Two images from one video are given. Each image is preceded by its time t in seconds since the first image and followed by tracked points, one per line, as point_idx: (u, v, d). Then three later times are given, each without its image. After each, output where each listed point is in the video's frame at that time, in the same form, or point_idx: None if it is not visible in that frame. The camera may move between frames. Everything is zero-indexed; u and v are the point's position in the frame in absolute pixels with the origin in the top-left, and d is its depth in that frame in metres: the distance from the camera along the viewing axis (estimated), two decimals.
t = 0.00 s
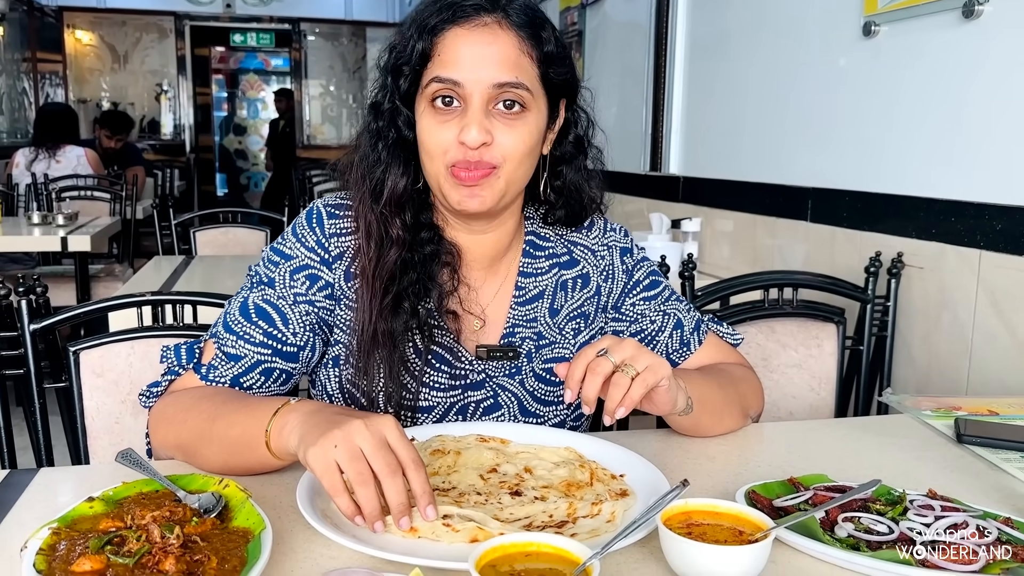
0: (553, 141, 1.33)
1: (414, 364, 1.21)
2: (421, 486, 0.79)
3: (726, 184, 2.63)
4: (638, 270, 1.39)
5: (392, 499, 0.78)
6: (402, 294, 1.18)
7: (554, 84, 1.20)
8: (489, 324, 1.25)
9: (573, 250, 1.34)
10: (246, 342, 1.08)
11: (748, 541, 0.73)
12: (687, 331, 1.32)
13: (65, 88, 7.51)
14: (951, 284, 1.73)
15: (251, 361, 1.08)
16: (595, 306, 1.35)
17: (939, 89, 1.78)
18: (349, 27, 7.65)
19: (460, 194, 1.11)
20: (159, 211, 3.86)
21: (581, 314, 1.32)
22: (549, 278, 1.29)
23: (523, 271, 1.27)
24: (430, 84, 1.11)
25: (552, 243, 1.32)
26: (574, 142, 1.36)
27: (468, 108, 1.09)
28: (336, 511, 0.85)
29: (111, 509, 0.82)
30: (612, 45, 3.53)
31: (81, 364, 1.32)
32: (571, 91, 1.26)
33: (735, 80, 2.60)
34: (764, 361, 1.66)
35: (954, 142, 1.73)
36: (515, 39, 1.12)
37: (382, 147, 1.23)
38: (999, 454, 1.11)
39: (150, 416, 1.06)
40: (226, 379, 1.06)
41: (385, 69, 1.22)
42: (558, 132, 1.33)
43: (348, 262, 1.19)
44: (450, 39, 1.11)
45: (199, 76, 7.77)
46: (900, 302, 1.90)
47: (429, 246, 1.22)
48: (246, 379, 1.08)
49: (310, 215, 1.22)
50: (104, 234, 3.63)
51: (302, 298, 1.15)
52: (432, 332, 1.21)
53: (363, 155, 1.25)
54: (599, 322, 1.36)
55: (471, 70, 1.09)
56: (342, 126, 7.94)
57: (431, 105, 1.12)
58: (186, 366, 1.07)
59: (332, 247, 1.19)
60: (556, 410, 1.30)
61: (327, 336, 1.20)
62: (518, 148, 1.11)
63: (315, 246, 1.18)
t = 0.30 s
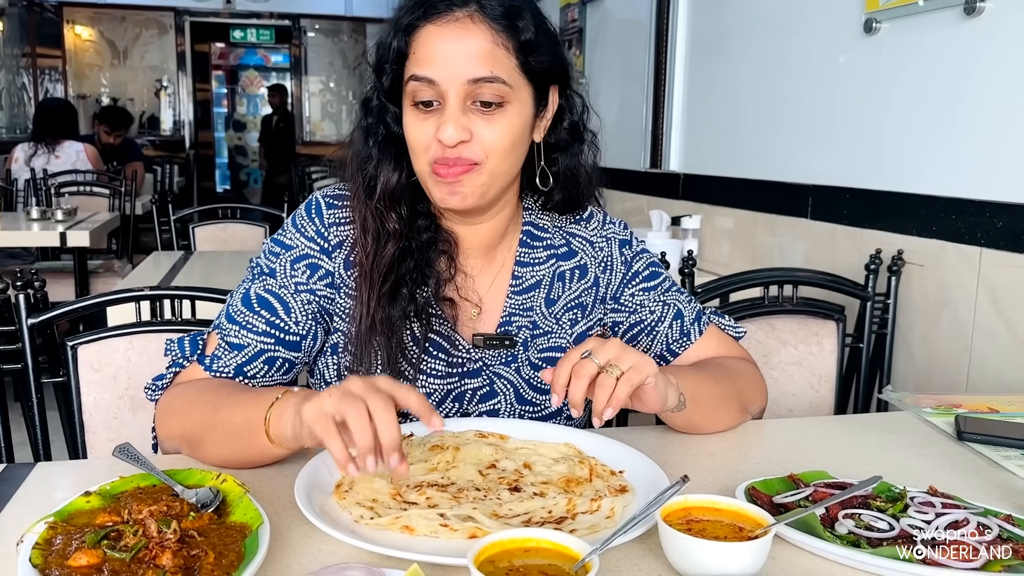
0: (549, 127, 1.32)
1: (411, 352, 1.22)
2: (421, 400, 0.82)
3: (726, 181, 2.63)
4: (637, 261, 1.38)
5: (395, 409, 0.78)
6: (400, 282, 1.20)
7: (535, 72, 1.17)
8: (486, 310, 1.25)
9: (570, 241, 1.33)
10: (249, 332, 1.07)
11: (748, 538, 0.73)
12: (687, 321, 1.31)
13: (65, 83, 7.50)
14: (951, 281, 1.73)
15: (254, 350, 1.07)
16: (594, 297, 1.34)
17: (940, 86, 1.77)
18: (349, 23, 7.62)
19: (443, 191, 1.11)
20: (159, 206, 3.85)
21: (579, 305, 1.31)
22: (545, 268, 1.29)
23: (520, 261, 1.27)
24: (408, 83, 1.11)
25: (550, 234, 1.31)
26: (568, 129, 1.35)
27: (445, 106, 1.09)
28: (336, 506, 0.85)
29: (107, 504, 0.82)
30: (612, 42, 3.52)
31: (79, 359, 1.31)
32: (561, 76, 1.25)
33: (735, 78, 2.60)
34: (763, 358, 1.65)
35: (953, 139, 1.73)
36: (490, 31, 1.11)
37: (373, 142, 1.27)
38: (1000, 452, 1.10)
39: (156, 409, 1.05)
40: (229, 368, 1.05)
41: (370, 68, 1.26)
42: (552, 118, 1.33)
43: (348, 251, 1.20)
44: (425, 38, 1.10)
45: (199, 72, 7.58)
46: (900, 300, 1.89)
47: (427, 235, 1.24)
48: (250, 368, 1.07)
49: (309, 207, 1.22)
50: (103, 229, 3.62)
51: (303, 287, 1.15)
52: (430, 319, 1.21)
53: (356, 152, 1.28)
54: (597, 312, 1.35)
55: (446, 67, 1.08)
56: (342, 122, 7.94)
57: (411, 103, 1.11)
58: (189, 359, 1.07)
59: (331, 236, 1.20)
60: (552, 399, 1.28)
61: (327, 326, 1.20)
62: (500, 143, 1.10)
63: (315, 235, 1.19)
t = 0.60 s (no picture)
0: (547, 127, 1.30)
1: (416, 337, 1.22)
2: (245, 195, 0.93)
3: (730, 178, 2.62)
4: (641, 232, 1.38)
5: (264, 200, 0.91)
6: (399, 266, 1.21)
7: (527, 71, 1.14)
8: (489, 296, 1.27)
9: (571, 227, 1.34)
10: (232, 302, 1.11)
11: (759, 539, 0.73)
12: (706, 276, 1.29)
13: (67, 79, 7.49)
14: (957, 279, 1.72)
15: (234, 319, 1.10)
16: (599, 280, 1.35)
17: (946, 84, 1.76)
18: (351, 20, 7.63)
19: (430, 184, 1.11)
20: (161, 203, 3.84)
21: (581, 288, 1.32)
22: (548, 255, 1.30)
23: (522, 248, 1.29)
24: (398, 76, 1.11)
25: (551, 221, 1.33)
26: (568, 131, 1.33)
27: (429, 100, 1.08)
28: (341, 505, 0.84)
29: (112, 502, 0.81)
30: (616, 38, 3.50)
31: (82, 355, 1.30)
32: (560, 75, 1.23)
33: (740, 76, 2.59)
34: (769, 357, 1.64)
35: (961, 137, 1.72)
36: (478, 25, 1.09)
37: (369, 129, 1.29)
38: (1009, 452, 1.10)
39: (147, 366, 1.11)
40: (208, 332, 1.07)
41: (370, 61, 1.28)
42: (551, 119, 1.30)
43: (346, 239, 1.23)
44: (413, 32, 1.10)
45: (201, 68, 7.51)
46: (906, 298, 1.89)
47: (428, 223, 1.25)
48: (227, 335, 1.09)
49: (311, 197, 1.27)
50: (105, 225, 3.61)
51: (293, 267, 1.19)
52: (433, 305, 1.22)
53: (356, 142, 1.30)
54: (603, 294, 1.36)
55: (431, 61, 1.07)
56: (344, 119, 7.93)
57: (402, 95, 1.11)
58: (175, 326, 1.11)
59: (330, 223, 1.24)
60: (557, 381, 1.27)
61: (321, 308, 1.22)
62: (485, 139, 1.08)
63: (314, 222, 1.23)
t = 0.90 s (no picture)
0: (563, 126, 1.26)
1: (417, 330, 1.20)
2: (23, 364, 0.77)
3: (740, 176, 2.59)
4: (639, 222, 1.29)
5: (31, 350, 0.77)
6: (403, 263, 1.18)
7: (547, 73, 1.11)
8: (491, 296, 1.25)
9: (573, 219, 1.30)
10: (210, 269, 1.14)
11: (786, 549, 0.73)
12: (695, 272, 1.16)
13: (70, 75, 7.46)
14: (973, 279, 1.70)
15: (207, 284, 1.13)
16: (598, 272, 1.30)
17: (962, 80, 1.73)
18: (355, 16, 7.60)
19: (446, 183, 1.09)
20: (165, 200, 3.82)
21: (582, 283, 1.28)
22: (553, 249, 1.27)
23: (527, 244, 1.26)
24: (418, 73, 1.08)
25: (555, 213, 1.29)
26: (583, 132, 1.30)
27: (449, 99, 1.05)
28: (353, 512, 0.82)
29: (119, 509, 0.80)
30: (625, 35, 3.47)
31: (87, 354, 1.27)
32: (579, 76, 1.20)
33: (749, 72, 2.56)
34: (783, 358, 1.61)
35: (976, 134, 1.69)
36: (503, 26, 1.06)
37: (382, 124, 1.26)
38: None
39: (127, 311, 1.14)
40: (176, 293, 1.11)
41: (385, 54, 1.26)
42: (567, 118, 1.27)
43: (345, 232, 1.23)
44: (436, 29, 1.08)
45: (205, 64, 7.48)
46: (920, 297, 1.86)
47: (434, 218, 1.23)
48: (196, 298, 1.12)
49: (319, 184, 1.28)
50: (108, 221, 3.58)
51: (282, 248, 1.21)
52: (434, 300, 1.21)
53: (369, 136, 1.28)
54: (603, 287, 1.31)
55: (454, 60, 1.05)
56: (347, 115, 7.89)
57: (421, 93, 1.09)
58: (157, 283, 1.11)
59: (330, 214, 1.24)
60: (560, 377, 1.24)
61: (302, 294, 1.24)
62: (504, 140, 1.06)
63: (315, 209, 1.24)
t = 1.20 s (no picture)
0: (564, 120, 1.25)
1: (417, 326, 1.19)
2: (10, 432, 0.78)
3: (748, 170, 2.58)
4: (636, 216, 1.26)
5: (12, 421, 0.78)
6: (404, 260, 1.18)
7: (551, 63, 1.10)
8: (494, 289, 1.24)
9: (576, 213, 1.28)
10: (215, 275, 1.14)
11: (805, 547, 0.74)
12: (685, 268, 1.14)
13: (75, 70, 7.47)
14: (983, 273, 1.69)
15: (213, 291, 1.13)
16: (598, 266, 1.28)
17: (972, 74, 1.72)
18: (359, 10, 7.56)
19: (448, 174, 1.09)
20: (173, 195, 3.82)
21: (584, 277, 1.27)
22: (554, 242, 1.25)
23: (528, 237, 1.24)
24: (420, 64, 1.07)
25: (559, 206, 1.27)
26: (586, 125, 1.29)
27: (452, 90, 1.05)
28: (370, 508, 0.82)
29: (137, 505, 0.80)
30: (632, 29, 3.45)
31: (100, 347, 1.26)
32: (582, 68, 1.19)
33: (756, 66, 2.56)
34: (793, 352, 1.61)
35: (987, 127, 1.69)
36: (506, 16, 1.05)
37: (383, 118, 1.26)
38: None
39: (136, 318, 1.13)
40: (183, 302, 1.11)
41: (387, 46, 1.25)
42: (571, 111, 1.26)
43: (345, 230, 1.23)
44: (439, 19, 1.07)
45: (209, 59, 7.46)
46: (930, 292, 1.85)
47: (435, 214, 1.22)
48: (203, 306, 1.12)
49: (319, 183, 1.28)
50: (114, 216, 3.58)
51: (284, 249, 1.21)
52: (436, 298, 1.21)
53: (370, 130, 1.28)
54: (603, 282, 1.29)
55: (457, 50, 1.04)
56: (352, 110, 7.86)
57: (423, 83, 1.08)
58: (163, 289, 1.13)
59: (331, 213, 1.23)
60: (563, 373, 1.21)
61: (306, 294, 1.23)
62: (507, 132, 1.06)
63: (316, 208, 1.24)
